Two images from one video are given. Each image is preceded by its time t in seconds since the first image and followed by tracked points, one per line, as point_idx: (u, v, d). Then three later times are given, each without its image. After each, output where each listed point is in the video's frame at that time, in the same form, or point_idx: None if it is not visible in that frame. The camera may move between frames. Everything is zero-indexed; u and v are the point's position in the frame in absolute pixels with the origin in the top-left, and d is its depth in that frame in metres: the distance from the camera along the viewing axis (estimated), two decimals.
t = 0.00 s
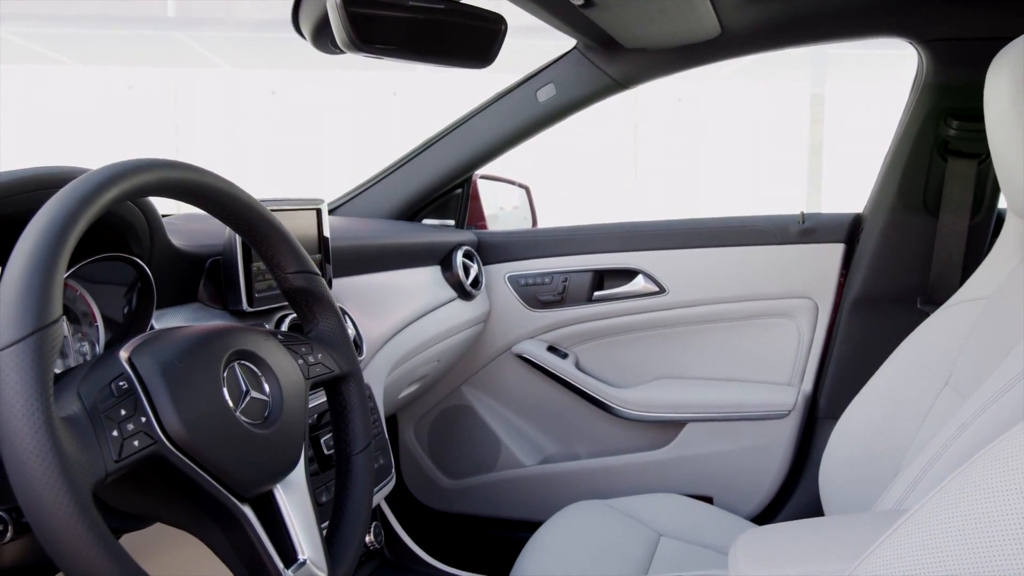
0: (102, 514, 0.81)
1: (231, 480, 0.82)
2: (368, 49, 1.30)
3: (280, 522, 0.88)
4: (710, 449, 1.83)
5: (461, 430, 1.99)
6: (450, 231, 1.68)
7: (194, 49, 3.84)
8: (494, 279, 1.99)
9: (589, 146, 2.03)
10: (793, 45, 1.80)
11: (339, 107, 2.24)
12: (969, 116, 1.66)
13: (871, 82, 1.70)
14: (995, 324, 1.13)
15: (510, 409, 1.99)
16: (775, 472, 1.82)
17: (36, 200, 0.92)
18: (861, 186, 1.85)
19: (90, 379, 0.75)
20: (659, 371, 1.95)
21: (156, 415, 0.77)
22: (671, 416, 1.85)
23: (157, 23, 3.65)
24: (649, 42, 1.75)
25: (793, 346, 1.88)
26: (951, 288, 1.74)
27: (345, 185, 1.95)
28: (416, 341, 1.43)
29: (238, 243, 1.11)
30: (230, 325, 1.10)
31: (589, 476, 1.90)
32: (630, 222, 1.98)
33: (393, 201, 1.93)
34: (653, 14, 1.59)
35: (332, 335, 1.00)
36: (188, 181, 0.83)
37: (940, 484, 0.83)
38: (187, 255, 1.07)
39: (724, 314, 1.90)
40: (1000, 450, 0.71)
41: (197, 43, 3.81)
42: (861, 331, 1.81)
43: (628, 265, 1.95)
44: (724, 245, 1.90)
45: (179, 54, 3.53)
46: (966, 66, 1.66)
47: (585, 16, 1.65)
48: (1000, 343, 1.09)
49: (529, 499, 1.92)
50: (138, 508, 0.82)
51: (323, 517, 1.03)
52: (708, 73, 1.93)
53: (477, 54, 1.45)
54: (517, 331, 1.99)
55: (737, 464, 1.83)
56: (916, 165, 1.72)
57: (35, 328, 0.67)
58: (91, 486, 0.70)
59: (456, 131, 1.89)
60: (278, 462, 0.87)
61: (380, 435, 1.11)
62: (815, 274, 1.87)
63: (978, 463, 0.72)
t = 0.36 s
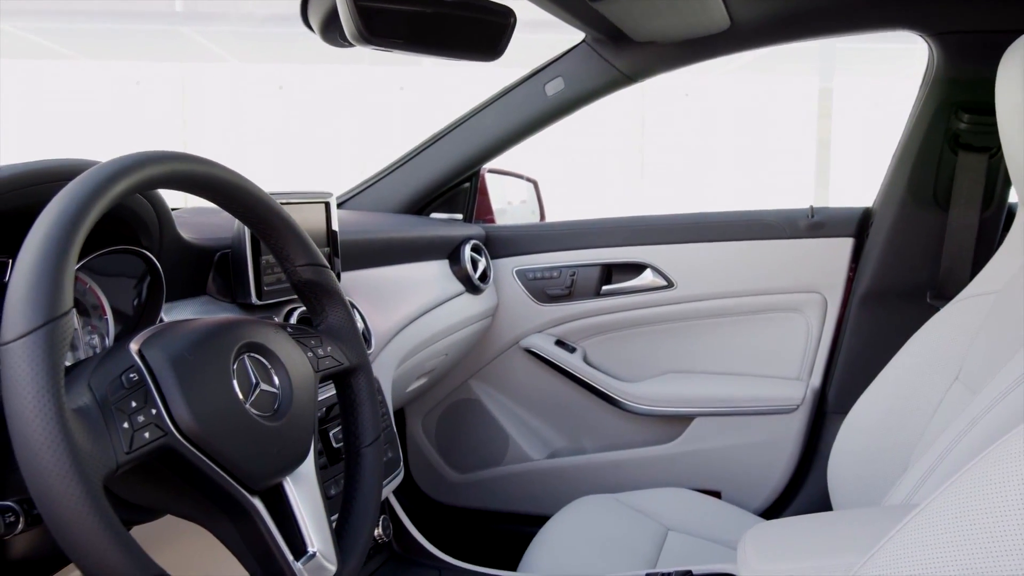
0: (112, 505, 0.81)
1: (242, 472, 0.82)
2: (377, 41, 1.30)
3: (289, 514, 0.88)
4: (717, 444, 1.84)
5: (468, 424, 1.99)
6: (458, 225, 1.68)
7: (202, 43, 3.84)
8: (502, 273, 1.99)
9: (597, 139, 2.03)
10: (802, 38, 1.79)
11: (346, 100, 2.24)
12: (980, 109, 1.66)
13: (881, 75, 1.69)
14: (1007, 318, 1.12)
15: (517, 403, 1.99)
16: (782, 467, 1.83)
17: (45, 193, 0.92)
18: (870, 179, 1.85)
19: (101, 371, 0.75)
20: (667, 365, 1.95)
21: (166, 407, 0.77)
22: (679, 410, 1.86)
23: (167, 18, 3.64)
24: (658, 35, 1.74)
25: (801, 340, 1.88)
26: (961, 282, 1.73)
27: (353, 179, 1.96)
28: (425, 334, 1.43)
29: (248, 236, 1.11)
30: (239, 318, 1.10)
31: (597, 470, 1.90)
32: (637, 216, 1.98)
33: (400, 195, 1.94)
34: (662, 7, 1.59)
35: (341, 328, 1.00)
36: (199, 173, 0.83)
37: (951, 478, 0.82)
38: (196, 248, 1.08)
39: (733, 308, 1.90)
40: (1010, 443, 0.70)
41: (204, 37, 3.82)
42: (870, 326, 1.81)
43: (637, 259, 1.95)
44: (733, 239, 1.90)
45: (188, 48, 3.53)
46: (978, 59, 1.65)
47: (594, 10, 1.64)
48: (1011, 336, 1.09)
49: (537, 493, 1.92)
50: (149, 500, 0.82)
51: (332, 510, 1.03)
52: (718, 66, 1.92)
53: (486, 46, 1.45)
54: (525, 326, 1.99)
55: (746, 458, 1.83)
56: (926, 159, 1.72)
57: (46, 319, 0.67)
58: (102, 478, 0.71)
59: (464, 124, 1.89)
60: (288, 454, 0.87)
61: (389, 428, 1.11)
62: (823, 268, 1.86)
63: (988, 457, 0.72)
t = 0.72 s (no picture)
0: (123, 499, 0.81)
1: (251, 465, 0.82)
2: (384, 34, 1.30)
3: (299, 507, 0.88)
4: (725, 438, 1.84)
5: (476, 419, 2.00)
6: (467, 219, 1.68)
7: (207, 39, 3.84)
8: (509, 268, 1.98)
9: (605, 134, 2.02)
10: (811, 32, 1.79)
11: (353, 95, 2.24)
12: (991, 103, 1.65)
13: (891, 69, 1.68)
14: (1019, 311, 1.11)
15: (525, 398, 1.99)
16: (791, 461, 1.82)
17: (54, 186, 0.92)
18: (879, 174, 1.84)
19: (112, 364, 0.75)
20: (675, 360, 1.95)
21: (177, 399, 0.77)
22: (686, 405, 1.86)
23: (175, 13, 3.64)
24: (667, 28, 1.74)
25: (810, 335, 1.87)
26: (971, 278, 1.72)
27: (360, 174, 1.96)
28: (434, 329, 1.43)
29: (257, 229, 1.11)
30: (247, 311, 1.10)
31: (605, 464, 1.90)
32: (645, 210, 1.98)
33: (408, 190, 1.93)
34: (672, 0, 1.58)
35: (350, 321, 0.99)
36: (207, 166, 0.83)
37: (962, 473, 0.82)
38: (205, 241, 1.08)
39: (741, 302, 1.90)
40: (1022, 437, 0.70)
41: (211, 33, 3.81)
42: (879, 320, 1.80)
43: (645, 254, 1.94)
44: (741, 234, 1.89)
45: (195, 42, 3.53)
46: (989, 52, 1.64)
47: (602, 3, 1.64)
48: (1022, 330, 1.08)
49: (544, 487, 1.93)
50: (158, 493, 0.82)
51: (342, 503, 1.03)
52: (726, 60, 1.91)
53: (495, 40, 1.45)
54: (532, 320, 1.99)
55: (754, 453, 1.83)
56: (937, 153, 1.71)
57: (57, 311, 0.67)
58: (113, 471, 0.71)
59: (472, 118, 1.89)
60: (297, 447, 0.86)
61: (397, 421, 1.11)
62: (832, 263, 1.86)
63: (1000, 451, 0.72)
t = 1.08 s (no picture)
0: (133, 491, 0.81)
1: (261, 457, 0.82)
2: (393, 27, 1.30)
3: (308, 500, 0.88)
4: (733, 434, 1.83)
5: (483, 413, 2.00)
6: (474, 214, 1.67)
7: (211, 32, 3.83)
8: (517, 262, 1.98)
9: (612, 128, 2.02)
10: (821, 26, 1.77)
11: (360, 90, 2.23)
12: (1002, 97, 1.65)
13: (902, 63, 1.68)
14: None
15: (532, 392, 1.99)
16: (799, 457, 1.82)
17: (65, 179, 0.93)
18: (889, 168, 1.83)
19: (122, 357, 0.76)
20: (683, 355, 1.94)
21: (186, 392, 0.77)
22: (694, 400, 1.86)
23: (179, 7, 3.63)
24: (675, 22, 1.73)
25: (818, 330, 1.87)
26: (981, 273, 1.72)
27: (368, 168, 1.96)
28: (442, 323, 1.43)
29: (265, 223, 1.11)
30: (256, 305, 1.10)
31: (612, 459, 1.90)
32: (653, 204, 1.97)
33: (417, 183, 1.93)
34: None
35: (359, 315, 0.99)
36: (217, 159, 0.83)
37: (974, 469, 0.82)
38: (213, 235, 1.08)
39: (749, 297, 1.89)
40: None
41: (215, 27, 3.81)
42: (888, 315, 1.80)
43: (653, 249, 1.94)
44: (749, 229, 1.89)
45: (201, 37, 3.53)
46: (1000, 47, 1.64)
47: None
48: None
49: (552, 482, 1.93)
50: (169, 486, 0.82)
51: (351, 496, 1.03)
52: (735, 54, 1.90)
53: (504, 34, 1.44)
54: (540, 315, 1.99)
55: (761, 448, 1.83)
56: (946, 148, 1.71)
57: (67, 304, 0.67)
58: (124, 462, 0.71)
59: (480, 112, 1.89)
60: (307, 440, 0.86)
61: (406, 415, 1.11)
62: (841, 258, 1.85)
63: (1014, 446, 0.71)
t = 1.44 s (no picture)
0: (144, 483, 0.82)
1: (272, 449, 0.82)
2: (402, 19, 1.29)
3: (319, 493, 0.88)
4: (742, 428, 1.83)
5: (491, 408, 2.00)
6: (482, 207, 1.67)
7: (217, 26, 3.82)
8: (525, 256, 1.98)
9: (620, 122, 2.01)
10: (831, 20, 1.76)
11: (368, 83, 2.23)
12: (1014, 90, 1.64)
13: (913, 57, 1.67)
14: None
15: (541, 387, 2.00)
16: (808, 451, 1.82)
17: (75, 173, 0.93)
18: (899, 162, 1.82)
19: (133, 348, 0.76)
20: (691, 349, 1.94)
21: (198, 384, 0.77)
22: (702, 394, 1.86)
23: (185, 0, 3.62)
24: (684, 15, 1.72)
25: (827, 325, 1.86)
26: (992, 268, 1.72)
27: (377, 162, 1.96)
28: (451, 316, 1.44)
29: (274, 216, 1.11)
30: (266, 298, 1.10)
31: (621, 454, 1.90)
32: (661, 198, 1.97)
33: (425, 177, 1.93)
34: None
35: (368, 308, 0.99)
36: (227, 151, 0.83)
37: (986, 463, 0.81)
38: (223, 228, 1.08)
39: (759, 292, 1.89)
40: None
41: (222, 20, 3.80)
42: (898, 310, 1.79)
43: (661, 243, 1.93)
44: (758, 223, 1.88)
45: (210, 30, 3.53)
46: (1011, 40, 1.62)
47: None
48: None
49: (560, 476, 1.93)
50: (179, 478, 0.82)
51: (360, 488, 1.03)
52: (745, 48, 1.90)
53: (512, 27, 1.44)
54: (548, 309, 1.98)
55: (770, 443, 1.83)
56: (957, 143, 1.70)
57: (79, 295, 0.68)
58: (135, 454, 0.71)
59: (489, 106, 1.89)
60: (317, 432, 0.86)
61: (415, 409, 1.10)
62: (851, 253, 1.85)
63: None
